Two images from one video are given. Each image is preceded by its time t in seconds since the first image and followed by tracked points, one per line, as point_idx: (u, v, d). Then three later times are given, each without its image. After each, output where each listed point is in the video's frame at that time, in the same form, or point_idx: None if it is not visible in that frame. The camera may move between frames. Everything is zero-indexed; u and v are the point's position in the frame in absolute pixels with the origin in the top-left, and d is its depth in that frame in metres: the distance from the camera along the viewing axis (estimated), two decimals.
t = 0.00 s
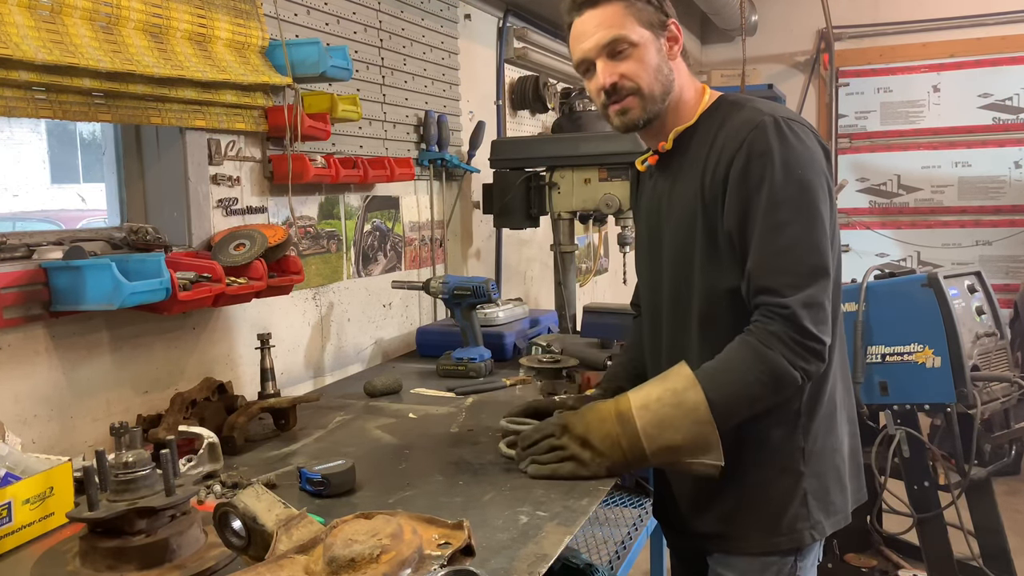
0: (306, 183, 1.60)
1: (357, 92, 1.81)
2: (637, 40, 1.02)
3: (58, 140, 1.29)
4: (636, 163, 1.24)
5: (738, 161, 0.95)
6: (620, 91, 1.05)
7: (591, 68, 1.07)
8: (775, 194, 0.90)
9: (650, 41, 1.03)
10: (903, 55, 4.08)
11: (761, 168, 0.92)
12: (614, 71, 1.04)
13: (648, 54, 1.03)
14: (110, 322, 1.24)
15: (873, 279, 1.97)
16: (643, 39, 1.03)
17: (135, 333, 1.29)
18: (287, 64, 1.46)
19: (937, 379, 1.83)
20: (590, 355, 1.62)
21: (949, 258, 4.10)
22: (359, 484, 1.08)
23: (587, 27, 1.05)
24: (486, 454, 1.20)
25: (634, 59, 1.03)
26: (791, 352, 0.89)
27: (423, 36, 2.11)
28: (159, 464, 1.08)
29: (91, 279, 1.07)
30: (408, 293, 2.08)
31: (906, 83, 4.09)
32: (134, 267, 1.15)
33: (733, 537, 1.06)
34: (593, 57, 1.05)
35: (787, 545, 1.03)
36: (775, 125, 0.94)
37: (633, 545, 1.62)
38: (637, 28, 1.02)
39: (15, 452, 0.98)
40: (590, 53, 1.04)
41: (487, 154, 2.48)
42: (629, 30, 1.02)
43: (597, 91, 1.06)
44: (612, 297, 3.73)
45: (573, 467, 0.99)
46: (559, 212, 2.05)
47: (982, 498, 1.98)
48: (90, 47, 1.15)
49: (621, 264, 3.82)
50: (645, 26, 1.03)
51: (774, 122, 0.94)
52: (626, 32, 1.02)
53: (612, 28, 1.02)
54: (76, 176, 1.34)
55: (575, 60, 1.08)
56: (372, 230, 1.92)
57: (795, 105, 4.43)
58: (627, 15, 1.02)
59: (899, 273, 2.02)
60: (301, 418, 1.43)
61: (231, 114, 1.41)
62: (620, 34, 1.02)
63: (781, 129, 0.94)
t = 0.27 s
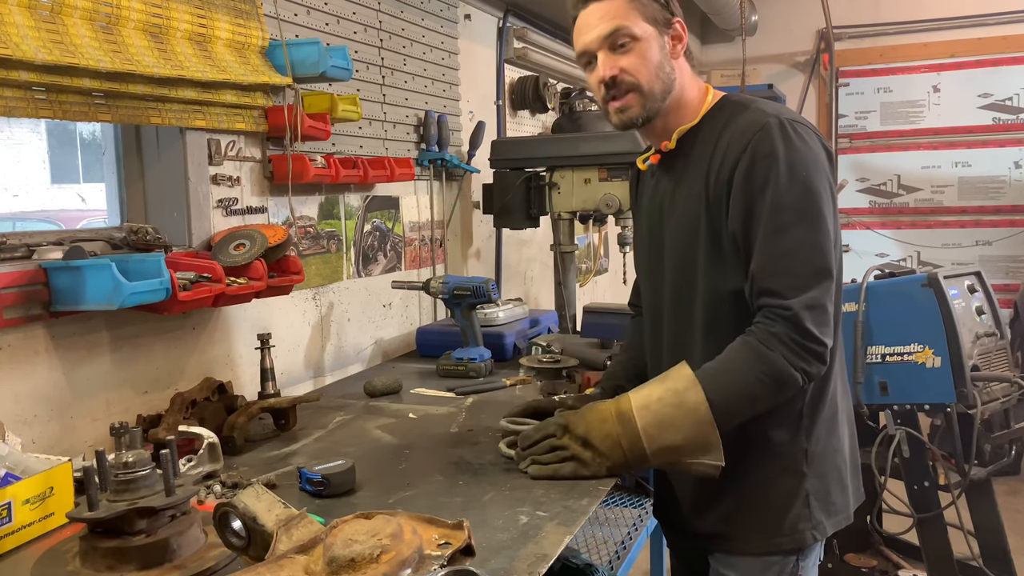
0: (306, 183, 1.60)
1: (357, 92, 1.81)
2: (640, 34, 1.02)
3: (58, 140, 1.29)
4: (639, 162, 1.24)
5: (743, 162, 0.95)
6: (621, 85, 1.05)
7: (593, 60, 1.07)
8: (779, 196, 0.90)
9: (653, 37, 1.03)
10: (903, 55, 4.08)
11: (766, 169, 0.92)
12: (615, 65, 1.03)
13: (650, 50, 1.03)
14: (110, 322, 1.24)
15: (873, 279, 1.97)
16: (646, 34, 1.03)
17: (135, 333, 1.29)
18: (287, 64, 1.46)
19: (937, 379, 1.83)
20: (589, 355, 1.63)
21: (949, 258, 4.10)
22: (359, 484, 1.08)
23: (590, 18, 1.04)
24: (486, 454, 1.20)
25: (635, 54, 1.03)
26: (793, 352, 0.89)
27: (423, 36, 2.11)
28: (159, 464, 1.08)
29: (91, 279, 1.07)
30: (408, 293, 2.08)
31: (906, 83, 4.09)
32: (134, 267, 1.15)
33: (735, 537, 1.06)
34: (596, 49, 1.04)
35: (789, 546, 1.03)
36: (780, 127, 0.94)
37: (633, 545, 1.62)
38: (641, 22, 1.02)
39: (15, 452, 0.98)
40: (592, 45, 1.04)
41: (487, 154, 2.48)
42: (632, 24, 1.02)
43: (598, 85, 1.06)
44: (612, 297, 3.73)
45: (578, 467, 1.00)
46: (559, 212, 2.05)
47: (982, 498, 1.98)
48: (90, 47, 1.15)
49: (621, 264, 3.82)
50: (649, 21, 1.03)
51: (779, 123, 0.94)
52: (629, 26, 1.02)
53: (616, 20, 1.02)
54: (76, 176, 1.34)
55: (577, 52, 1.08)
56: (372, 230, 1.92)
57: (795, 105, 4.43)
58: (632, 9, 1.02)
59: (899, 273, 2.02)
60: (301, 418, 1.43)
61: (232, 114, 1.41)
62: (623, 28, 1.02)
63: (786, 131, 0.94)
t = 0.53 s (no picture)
0: (306, 183, 1.60)
1: (357, 92, 1.81)
2: (653, 33, 1.02)
3: (58, 139, 1.29)
4: (642, 160, 1.24)
5: (746, 160, 0.95)
6: (632, 82, 1.05)
7: (606, 57, 1.07)
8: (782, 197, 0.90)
9: (666, 35, 1.03)
10: (903, 55, 4.08)
11: (769, 169, 0.92)
12: (627, 62, 1.04)
13: (663, 48, 1.03)
14: (110, 322, 1.24)
15: (873, 279, 1.97)
16: (659, 32, 1.03)
17: (135, 333, 1.29)
18: (287, 64, 1.46)
19: (937, 379, 1.83)
20: (590, 355, 1.64)
21: (949, 258, 4.10)
22: (359, 484, 1.08)
23: (603, 15, 1.05)
24: (487, 454, 1.20)
25: (648, 52, 1.03)
26: (792, 352, 0.89)
27: (423, 36, 2.11)
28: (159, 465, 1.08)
29: (91, 280, 1.07)
30: (408, 293, 2.08)
31: (906, 83, 4.09)
32: (134, 267, 1.15)
33: (737, 536, 1.06)
34: (608, 45, 1.05)
35: (791, 547, 1.03)
36: (784, 127, 0.94)
37: (633, 545, 1.62)
38: (655, 20, 1.02)
39: (15, 452, 0.98)
40: (604, 42, 1.04)
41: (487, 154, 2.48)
42: (645, 22, 1.02)
43: (609, 81, 1.06)
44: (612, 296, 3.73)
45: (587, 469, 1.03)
46: (559, 212, 2.05)
47: (982, 498, 1.98)
48: (90, 47, 1.15)
49: (621, 264, 3.82)
50: (662, 19, 1.03)
51: (783, 124, 0.94)
52: (642, 24, 1.02)
53: (629, 18, 1.02)
54: (76, 176, 1.34)
55: (589, 48, 1.08)
56: (372, 230, 1.92)
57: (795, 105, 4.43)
58: (646, 6, 1.02)
59: (899, 273, 2.02)
60: (301, 418, 1.43)
61: (232, 114, 1.41)
62: (636, 26, 1.02)
63: (790, 131, 0.94)
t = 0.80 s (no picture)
0: (306, 183, 1.60)
1: (357, 92, 1.81)
2: (663, 33, 1.03)
3: (58, 139, 1.29)
4: (648, 162, 1.24)
5: (752, 158, 0.95)
6: (647, 84, 1.04)
7: (616, 61, 1.06)
8: (787, 193, 0.90)
9: (673, 36, 1.04)
10: (903, 55, 4.08)
11: (774, 166, 0.92)
12: (641, 65, 1.03)
13: (673, 49, 1.04)
14: (110, 322, 1.24)
15: (873, 279, 1.97)
16: (667, 32, 1.03)
17: (135, 333, 1.29)
18: (287, 64, 1.46)
19: (937, 379, 1.83)
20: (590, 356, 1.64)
21: (949, 258, 4.10)
22: (359, 484, 1.08)
23: (609, 20, 1.04)
24: (487, 454, 1.20)
25: (659, 53, 1.03)
26: (799, 347, 0.86)
27: (423, 35, 2.11)
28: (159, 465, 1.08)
29: (91, 280, 1.07)
30: (408, 293, 2.08)
31: (906, 83, 4.09)
32: (134, 267, 1.15)
33: (736, 536, 1.06)
34: (619, 50, 1.04)
35: (790, 546, 1.03)
36: (789, 126, 0.94)
37: (633, 545, 1.62)
38: (663, 22, 1.03)
39: (15, 452, 0.98)
40: (616, 48, 1.04)
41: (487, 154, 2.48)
42: (655, 24, 1.02)
43: (623, 85, 1.06)
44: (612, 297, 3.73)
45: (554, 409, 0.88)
46: (559, 212, 2.05)
47: (982, 498, 1.98)
48: (90, 47, 1.15)
49: (621, 264, 3.82)
50: (668, 20, 1.04)
51: (788, 123, 0.94)
52: (653, 26, 1.02)
53: (639, 21, 1.02)
54: (76, 176, 1.34)
55: (597, 54, 1.07)
56: (372, 230, 1.92)
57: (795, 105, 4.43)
58: (654, 9, 1.02)
59: (899, 273, 2.02)
60: (301, 418, 1.43)
61: (232, 114, 1.41)
62: (647, 27, 1.02)
63: (795, 130, 0.94)
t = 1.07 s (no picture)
0: (306, 183, 1.60)
1: (357, 92, 1.81)
2: (665, 32, 1.03)
3: (58, 139, 1.29)
4: (649, 162, 1.24)
5: (753, 153, 0.95)
6: (650, 81, 1.04)
7: (617, 59, 1.07)
8: (786, 187, 0.89)
9: (676, 34, 1.05)
10: (903, 55, 4.08)
11: (774, 161, 0.92)
12: (644, 61, 1.03)
13: (675, 47, 1.05)
14: (110, 322, 1.24)
15: (873, 279, 1.97)
16: (670, 31, 1.04)
17: (135, 333, 1.29)
18: (287, 64, 1.46)
19: (937, 379, 1.83)
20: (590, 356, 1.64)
21: (949, 258, 4.10)
22: (359, 484, 1.08)
23: (611, 18, 1.05)
24: (487, 454, 1.20)
25: (663, 50, 1.04)
26: (791, 339, 0.86)
27: (423, 35, 2.11)
28: (159, 465, 1.08)
29: (91, 280, 1.07)
30: (408, 293, 2.08)
31: (906, 83, 4.09)
32: (134, 267, 1.15)
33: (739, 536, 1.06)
34: (622, 46, 1.04)
35: (792, 545, 1.03)
36: (790, 121, 0.94)
37: (633, 545, 1.62)
38: (666, 20, 1.03)
39: (15, 452, 0.98)
40: (620, 43, 1.04)
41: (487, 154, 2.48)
42: (658, 21, 1.03)
43: (625, 81, 1.05)
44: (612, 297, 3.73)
45: (539, 405, 0.88)
46: (559, 212, 2.05)
47: (982, 498, 1.98)
48: (90, 47, 1.15)
49: (621, 264, 3.82)
50: (670, 19, 1.04)
51: (789, 118, 0.94)
52: (655, 24, 1.02)
53: (642, 17, 1.02)
54: (76, 176, 1.34)
55: (600, 52, 1.08)
56: (372, 229, 1.92)
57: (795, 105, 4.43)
58: (657, 7, 1.03)
59: (899, 273, 2.02)
60: (301, 418, 1.43)
61: (232, 114, 1.41)
62: (649, 25, 1.02)
63: (796, 125, 0.94)
